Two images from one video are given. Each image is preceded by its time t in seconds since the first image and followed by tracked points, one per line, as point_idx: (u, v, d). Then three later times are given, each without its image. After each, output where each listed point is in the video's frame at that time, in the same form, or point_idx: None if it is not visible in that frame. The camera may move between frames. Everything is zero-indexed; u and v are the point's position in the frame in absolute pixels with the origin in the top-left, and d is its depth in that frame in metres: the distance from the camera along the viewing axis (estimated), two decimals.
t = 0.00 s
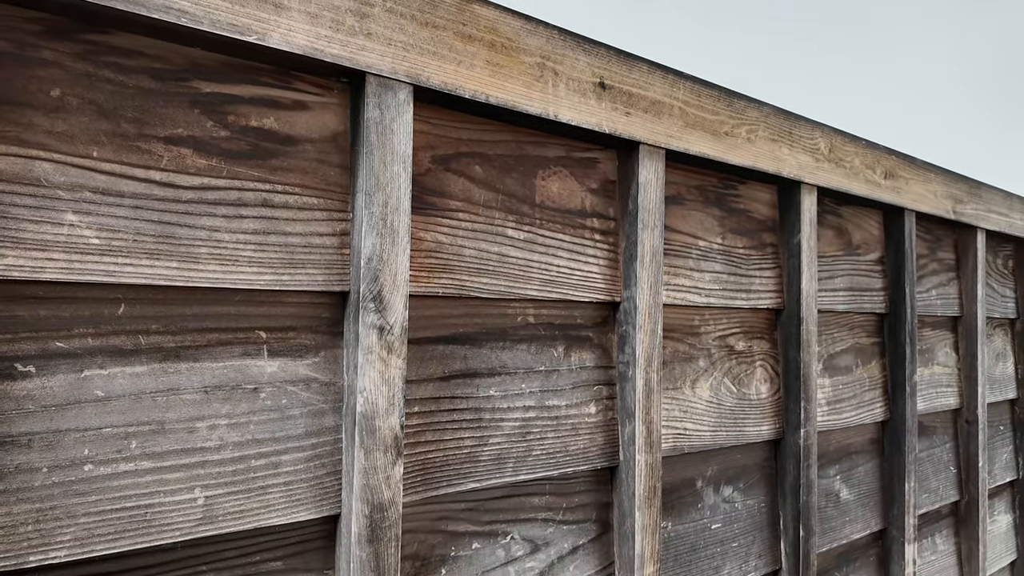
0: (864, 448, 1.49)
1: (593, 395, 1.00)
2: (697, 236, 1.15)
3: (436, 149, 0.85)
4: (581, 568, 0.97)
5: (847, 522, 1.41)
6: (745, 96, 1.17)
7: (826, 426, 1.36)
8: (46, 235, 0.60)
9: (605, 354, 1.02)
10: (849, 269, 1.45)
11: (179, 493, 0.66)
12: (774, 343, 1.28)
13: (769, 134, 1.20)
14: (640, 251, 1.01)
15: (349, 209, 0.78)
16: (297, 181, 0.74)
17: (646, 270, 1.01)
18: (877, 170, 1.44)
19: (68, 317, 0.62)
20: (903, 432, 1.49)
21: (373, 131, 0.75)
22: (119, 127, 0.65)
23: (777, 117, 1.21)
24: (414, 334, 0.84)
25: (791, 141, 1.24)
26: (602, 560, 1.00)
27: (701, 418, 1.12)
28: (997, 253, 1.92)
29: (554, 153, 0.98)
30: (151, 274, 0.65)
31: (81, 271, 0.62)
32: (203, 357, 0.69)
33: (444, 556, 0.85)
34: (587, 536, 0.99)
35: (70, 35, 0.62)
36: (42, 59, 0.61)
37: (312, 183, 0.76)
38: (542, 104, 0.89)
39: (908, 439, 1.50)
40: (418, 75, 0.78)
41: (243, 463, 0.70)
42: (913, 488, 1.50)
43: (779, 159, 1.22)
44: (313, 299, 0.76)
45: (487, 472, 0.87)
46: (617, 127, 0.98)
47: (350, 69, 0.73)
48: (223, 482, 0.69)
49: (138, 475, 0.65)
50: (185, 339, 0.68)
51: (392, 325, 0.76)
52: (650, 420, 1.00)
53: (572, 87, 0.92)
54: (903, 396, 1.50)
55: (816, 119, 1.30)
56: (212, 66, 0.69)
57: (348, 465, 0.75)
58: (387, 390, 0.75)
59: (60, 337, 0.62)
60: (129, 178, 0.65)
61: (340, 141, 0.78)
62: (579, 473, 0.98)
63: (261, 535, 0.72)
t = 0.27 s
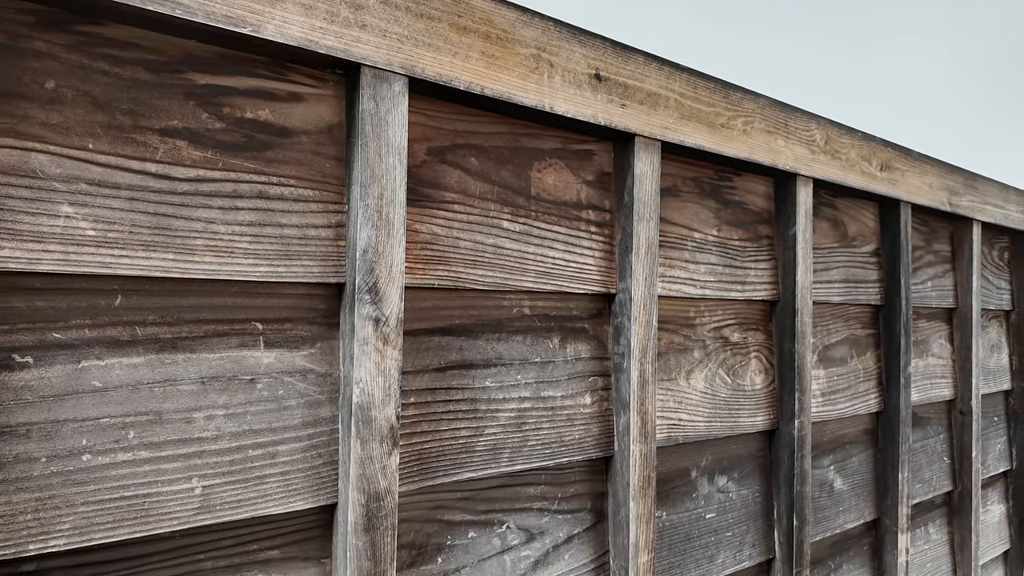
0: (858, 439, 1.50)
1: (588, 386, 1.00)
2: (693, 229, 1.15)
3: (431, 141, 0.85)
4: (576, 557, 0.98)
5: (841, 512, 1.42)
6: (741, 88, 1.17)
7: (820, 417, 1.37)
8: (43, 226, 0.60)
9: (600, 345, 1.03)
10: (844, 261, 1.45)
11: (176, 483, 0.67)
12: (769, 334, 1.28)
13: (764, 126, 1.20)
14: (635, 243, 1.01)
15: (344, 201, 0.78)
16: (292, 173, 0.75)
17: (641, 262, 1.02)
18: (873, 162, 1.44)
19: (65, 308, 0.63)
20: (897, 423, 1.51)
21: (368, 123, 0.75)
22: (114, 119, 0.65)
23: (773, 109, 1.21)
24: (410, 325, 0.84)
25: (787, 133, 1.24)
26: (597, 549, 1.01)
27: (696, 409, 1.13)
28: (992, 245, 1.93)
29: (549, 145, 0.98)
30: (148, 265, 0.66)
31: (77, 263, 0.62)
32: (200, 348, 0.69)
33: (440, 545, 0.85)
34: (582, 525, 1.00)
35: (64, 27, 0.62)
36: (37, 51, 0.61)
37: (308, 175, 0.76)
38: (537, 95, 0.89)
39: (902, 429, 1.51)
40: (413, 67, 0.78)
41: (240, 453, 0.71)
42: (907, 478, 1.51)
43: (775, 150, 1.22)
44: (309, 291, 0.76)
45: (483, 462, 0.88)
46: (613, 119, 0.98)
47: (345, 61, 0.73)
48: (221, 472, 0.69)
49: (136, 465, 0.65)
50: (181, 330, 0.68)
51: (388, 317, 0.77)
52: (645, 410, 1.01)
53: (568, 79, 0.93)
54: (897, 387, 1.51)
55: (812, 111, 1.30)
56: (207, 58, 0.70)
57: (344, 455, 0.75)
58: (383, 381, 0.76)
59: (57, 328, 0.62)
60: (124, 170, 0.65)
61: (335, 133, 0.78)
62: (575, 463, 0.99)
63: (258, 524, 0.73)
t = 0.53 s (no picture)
0: (851, 431, 1.51)
1: (581, 379, 1.01)
2: (687, 222, 1.16)
3: (424, 135, 0.85)
4: (569, 548, 0.99)
5: (834, 503, 1.43)
6: (736, 81, 1.17)
7: (814, 409, 1.38)
8: (34, 220, 0.60)
9: (594, 338, 1.03)
10: (838, 254, 1.46)
11: (170, 475, 0.68)
12: (762, 328, 1.29)
13: (759, 119, 1.20)
14: (629, 237, 1.01)
15: (337, 194, 0.78)
16: (284, 167, 0.75)
17: (634, 255, 1.02)
18: (867, 156, 1.44)
19: (58, 302, 0.63)
20: (891, 415, 1.51)
21: (360, 117, 0.75)
22: (105, 113, 0.65)
23: (768, 102, 1.21)
24: (403, 319, 0.84)
25: (781, 127, 1.24)
26: (591, 540, 1.02)
27: (689, 402, 1.14)
28: (987, 238, 1.93)
29: (543, 138, 0.98)
30: (140, 259, 0.66)
31: (69, 257, 0.62)
32: (192, 341, 0.70)
33: (434, 537, 0.86)
34: (575, 517, 1.00)
35: (54, 20, 0.62)
36: (26, 44, 0.61)
37: (300, 169, 0.76)
38: (530, 89, 0.89)
39: (895, 422, 1.52)
40: (405, 60, 0.78)
41: (234, 446, 0.71)
42: (899, 470, 1.52)
43: (769, 144, 1.22)
44: (302, 285, 0.77)
45: (476, 455, 0.88)
46: (606, 112, 0.98)
47: (336, 54, 0.73)
48: (214, 464, 0.70)
49: (130, 458, 0.66)
50: (174, 324, 0.69)
51: (381, 310, 0.77)
52: (638, 403, 1.01)
53: (561, 72, 0.92)
54: (891, 380, 1.52)
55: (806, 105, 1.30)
56: (198, 52, 0.69)
57: (337, 448, 0.76)
58: (376, 374, 0.76)
59: (50, 322, 0.62)
60: (116, 164, 0.65)
61: (327, 126, 0.78)
62: (568, 455, 1.00)
63: (252, 516, 0.74)
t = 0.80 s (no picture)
0: (847, 423, 1.51)
1: (578, 369, 1.01)
2: (684, 213, 1.16)
3: (420, 124, 0.85)
4: (566, 537, 1.00)
5: (830, 494, 1.44)
6: (733, 72, 1.17)
7: (810, 400, 1.39)
8: (30, 207, 0.60)
9: (591, 329, 1.04)
10: (836, 246, 1.46)
11: (167, 463, 0.68)
12: (759, 319, 1.29)
13: (756, 110, 1.20)
14: (626, 227, 1.01)
15: (334, 183, 0.78)
16: (281, 156, 0.75)
17: (631, 246, 1.02)
18: (865, 148, 1.44)
19: (54, 290, 0.63)
20: (887, 406, 1.52)
21: (357, 106, 0.75)
22: (101, 101, 0.65)
23: (765, 93, 1.21)
24: (400, 309, 0.84)
25: (779, 118, 1.24)
26: (587, 529, 1.02)
27: (686, 392, 1.14)
28: (984, 231, 1.93)
29: (540, 129, 0.98)
30: (136, 247, 0.66)
31: (66, 244, 0.62)
32: (189, 330, 0.70)
33: (431, 525, 0.86)
34: (572, 506, 1.01)
35: (48, 7, 0.62)
36: (21, 31, 0.61)
37: (296, 157, 0.76)
38: (527, 78, 0.89)
39: (891, 413, 1.52)
40: (401, 49, 0.78)
41: (231, 434, 0.71)
42: (895, 461, 1.53)
43: (767, 135, 1.22)
44: (299, 274, 0.77)
45: (474, 444, 0.88)
46: (604, 102, 0.98)
47: (333, 42, 0.73)
48: (212, 452, 0.70)
49: (127, 445, 0.66)
50: (171, 312, 0.69)
51: (378, 299, 0.77)
52: (635, 393, 1.02)
53: (558, 62, 0.92)
54: (887, 371, 1.53)
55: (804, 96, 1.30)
56: (194, 39, 0.69)
57: (334, 437, 0.76)
58: (373, 363, 0.76)
59: (47, 310, 0.62)
60: (112, 152, 0.65)
61: (324, 115, 0.78)
62: (565, 445, 1.00)
63: (249, 504, 0.74)
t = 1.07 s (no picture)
0: (841, 414, 1.52)
1: (572, 360, 1.01)
2: (678, 205, 1.16)
3: (412, 113, 0.85)
4: (559, 527, 1.00)
5: (823, 485, 1.45)
6: (728, 63, 1.17)
7: (804, 392, 1.39)
8: (18, 195, 0.60)
9: (585, 320, 1.04)
10: (830, 238, 1.46)
11: (159, 452, 0.68)
12: (753, 311, 1.29)
13: (751, 101, 1.20)
14: (620, 218, 1.01)
15: (325, 172, 0.78)
16: (272, 144, 0.74)
17: (625, 237, 1.02)
18: (860, 140, 1.44)
19: (43, 278, 0.63)
20: (881, 398, 1.53)
21: (348, 94, 0.75)
22: (90, 88, 0.64)
23: (760, 84, 1.21)
24: (393, 299, 0.84)
25: (773, 109, 1.24)
26: (581, 520, 1.02)
27: (680, 383, 1.14)
28: (979, 224, 1.94)
29: (534, 119, 0.98)
30: (126, 236, 0.66)
31: (55, 232, 0.62)
32: (180, 319, 0.70)
33: (424, 514, 0.87)
34: (565, 496, 1.01)
35: None
36: (9, 18, 0.60)
37: (287, 146, 0.76)
38: (520, 68, 0.89)
39: (885, 405, 1.53)
40: (393, 37, 0.77)
41: (223, 423, 0.71)
42: (889, 452, 1.54)
43: (761, 126, 1.22)
44: (291, 263, 0.77)
45: (467, 434, 0.88)
46: (597, 92, 0.98)
47: (324, 30, 0.73)
48: (203, 441, 0.70)
49: (118, 434, 0.66)
50: (162, 301, 0.69)
51: (370, 289, 0.77)
52: (628, 384, 1.02)
53: (551, 51, 0.92)
54: (881, 363, 1.53)
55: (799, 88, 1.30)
56: (184, 27, 0.69)
57: (327, 426, 0.76)
58: (365, 353, 0.76)
59: (36, 298, 0.62)
60: (101, 139, 0.65)
61: (315, 104, 0.78)
62: (558, 435, 1.00)
63: (241, 493, 0.74)
